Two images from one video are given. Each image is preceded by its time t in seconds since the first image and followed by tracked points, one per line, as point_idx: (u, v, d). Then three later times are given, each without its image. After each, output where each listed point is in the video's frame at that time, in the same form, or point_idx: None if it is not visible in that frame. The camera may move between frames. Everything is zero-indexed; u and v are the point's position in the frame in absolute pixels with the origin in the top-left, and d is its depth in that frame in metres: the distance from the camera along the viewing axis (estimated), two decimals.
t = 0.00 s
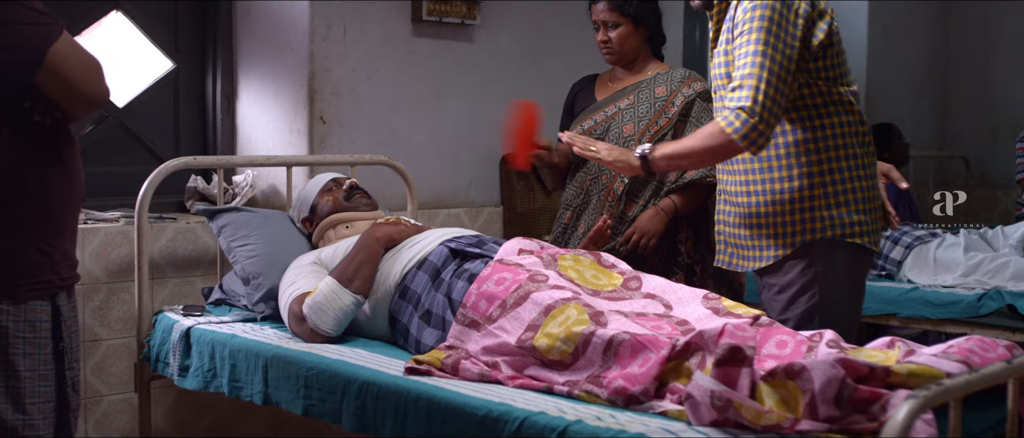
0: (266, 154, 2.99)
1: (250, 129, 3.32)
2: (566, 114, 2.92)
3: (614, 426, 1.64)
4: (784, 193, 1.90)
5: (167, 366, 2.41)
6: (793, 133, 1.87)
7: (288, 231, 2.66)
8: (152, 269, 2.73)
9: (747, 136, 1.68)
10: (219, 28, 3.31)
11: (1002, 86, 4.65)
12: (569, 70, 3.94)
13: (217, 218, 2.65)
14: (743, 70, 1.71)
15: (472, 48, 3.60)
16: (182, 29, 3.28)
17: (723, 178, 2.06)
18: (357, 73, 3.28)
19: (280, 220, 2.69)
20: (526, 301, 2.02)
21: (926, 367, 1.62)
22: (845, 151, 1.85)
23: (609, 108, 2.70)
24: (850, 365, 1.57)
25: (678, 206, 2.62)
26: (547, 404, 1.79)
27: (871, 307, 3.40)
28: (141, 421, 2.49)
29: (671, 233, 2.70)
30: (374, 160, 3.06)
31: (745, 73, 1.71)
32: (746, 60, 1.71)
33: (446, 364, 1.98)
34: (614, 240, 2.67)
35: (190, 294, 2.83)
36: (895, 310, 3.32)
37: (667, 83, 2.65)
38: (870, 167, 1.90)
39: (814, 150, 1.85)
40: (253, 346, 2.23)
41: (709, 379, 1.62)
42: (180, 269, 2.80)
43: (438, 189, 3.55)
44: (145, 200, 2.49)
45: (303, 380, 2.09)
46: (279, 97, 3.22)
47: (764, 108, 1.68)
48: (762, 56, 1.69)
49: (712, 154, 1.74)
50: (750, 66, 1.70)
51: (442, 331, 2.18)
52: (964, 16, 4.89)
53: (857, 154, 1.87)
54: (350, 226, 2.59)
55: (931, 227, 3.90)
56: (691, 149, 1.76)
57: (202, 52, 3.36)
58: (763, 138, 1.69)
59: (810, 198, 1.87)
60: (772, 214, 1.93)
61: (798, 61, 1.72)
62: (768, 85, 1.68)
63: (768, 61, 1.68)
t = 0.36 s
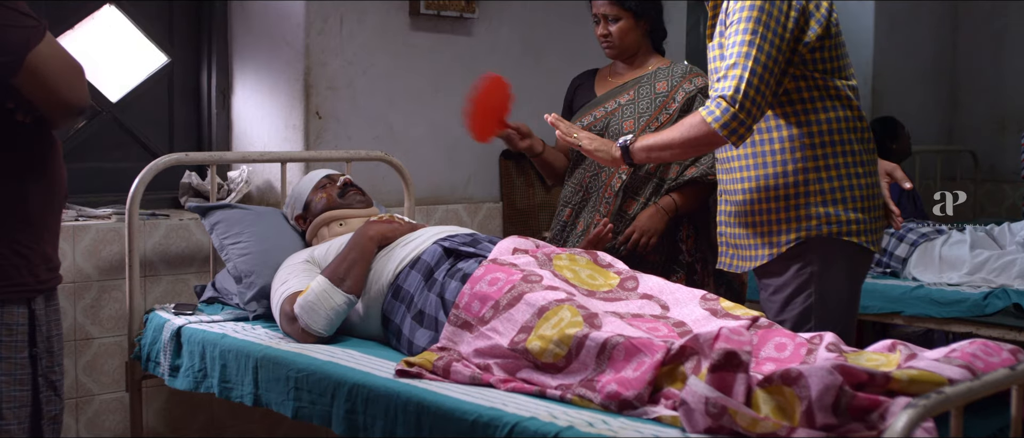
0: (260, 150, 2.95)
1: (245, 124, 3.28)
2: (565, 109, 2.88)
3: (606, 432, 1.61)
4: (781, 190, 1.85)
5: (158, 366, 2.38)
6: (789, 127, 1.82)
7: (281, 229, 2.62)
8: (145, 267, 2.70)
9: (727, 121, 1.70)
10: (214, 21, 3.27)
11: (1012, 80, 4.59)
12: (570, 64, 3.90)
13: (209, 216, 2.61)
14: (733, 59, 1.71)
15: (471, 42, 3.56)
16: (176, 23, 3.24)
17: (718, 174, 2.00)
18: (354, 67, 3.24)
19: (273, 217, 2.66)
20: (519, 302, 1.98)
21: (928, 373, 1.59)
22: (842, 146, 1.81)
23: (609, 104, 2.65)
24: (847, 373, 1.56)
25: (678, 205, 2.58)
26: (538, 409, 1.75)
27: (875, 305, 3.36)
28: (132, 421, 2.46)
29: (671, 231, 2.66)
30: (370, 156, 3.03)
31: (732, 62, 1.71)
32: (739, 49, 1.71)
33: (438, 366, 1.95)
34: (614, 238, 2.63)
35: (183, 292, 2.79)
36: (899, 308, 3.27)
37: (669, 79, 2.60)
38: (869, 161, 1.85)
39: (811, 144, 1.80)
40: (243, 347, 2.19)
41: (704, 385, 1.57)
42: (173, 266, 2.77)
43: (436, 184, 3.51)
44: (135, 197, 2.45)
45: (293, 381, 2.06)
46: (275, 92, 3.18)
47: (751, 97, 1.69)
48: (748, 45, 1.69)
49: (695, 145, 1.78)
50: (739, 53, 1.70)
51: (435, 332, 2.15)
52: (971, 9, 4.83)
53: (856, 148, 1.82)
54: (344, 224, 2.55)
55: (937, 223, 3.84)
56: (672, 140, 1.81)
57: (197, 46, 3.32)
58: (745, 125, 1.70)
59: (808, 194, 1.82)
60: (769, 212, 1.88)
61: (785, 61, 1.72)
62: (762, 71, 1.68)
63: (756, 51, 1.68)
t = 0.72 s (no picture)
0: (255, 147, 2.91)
1: (242, 120, 3.24)
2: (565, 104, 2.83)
3: None
4: (771, 188, 1.82)
5: (150, 366, 2.35)
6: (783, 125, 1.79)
7: (275, 228, 2.59)
8: (139, 266, 2.67)
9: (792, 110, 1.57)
10: (209, 16, 3.23)
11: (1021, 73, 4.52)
12: (572, 58, 3.85)
13: (202, 214, 2.58)
14: (770, 46, 1.63)
15: (471, 36, 3.52)
16: (171, 18, 3.21)
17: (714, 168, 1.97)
18: (352, 62, 3.20)
19: (267, 216, 2.63)
20: (513, 305, 1.94)
21: (931, 380, 1.56)
22: (836, 145, 1.77)
23: (608, 100, 2.60)
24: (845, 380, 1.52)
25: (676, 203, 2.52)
26: (531, 415, 1.72)
27: (881, 304, 3.32)
28: (125, 421, 2.44)
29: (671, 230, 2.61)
30: (367, 152, 2.99)
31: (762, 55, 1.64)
32: (770, 35, 1.64)
33: (430, 370, 1.91)
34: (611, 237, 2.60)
35: (177, 291, 2.77)
36: (905, 307, 3.23)
37: (668, 74, 2.54)
38: (868, 164, 1.82)
39: (803, 142, 1.77)
40: (235, 348, 2.16)
41: (698, 392, 1.53)
42: (167, 265, 2.74)
43: (435, 180, 3.48)
44: (126, 196, 2.41)
45: (284, 384, 2.02)
46: (272, 87, 3.15)
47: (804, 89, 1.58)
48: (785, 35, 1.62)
49: (768, 143, 1.60)
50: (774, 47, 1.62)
51: (428, 334, 2.11)
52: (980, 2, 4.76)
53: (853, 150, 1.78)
54: (338, 223, 2.51)
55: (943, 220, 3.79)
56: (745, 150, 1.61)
57: (193, 41, 3.28)
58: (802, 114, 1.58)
59: (799, 196, 1.78)
60: (758, 210, 1.84)
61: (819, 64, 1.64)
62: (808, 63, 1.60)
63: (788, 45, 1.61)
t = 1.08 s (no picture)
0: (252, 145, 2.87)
1: (239, 116, 3.21)
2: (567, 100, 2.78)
3: None
4: (767, 185, 1.89)
5: (142, 368, 2.32)
6: (780, 122, 1.84)
7: (269, 228, 2.56)
8: (133, 265, 2.64)
9: (852, 96, 1.59)
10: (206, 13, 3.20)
11: None
12: (575, 54, 3.80)
13: (195, 213, 2.55)
14: (797, 41, 1.65)
15: (472, 32, 3.48)
16: (168, 14, 3.18)
17: (713, 163, 2.05)
18: (350, 58, 3.16)
19: (261, 215, 2.60)
20: (507, 308, 1.90)
21: (933, 388, 1.51)
22: (832, 143, 1.83)
23: (610, 96, 2.55)
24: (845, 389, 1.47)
25: (676, 203, 2.48)
26: (523, 422, 1.68)
27: (887, 304, 3.27)
28: (118, 423, 2.41)
29: (674, 229, 2.55)
30: (365, 150, 2.94)
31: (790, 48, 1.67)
32: (791, 29, 1.66)
33: (422, 375, 1.88)
34: (609, 236, 2.54)
35: (172, 290, 2.74)
36: (912, 308, 3.18)
37: (671, 71, 2.49)
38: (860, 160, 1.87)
39: (799, 140, 1.82)
40: (226, 350, 2.13)
41: (694, 403, 1.49)
42: (162, 264, 2.71)
43: (436, 178, 3.44)
44: (118, 195, 2.38)
45: (275, 388, 1.99)
46: (270, 84, 3.11)
47: (852, 73, 1.60)
48: (813, 25, 1.64)
49: (867, 124, 1.61)
50: (804, 37, 1.64)
51: (422, 337, 2.07)
52: None
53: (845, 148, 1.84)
54: (333, 222, 2.47)
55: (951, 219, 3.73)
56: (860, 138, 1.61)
57: (190, 37, 3.24)
58: (864, 93, 1.60)
59: (793, 193, 1.85)
60: (754, 206, 1.93)
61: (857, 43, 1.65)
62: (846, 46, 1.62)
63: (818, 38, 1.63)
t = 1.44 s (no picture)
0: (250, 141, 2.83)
1: (238, 112, 3.18)
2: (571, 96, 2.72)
3: None
4: (774, 182, 1.84)
5: (135, 368, 2.29)
6: (788, 118, 1.79)
7: (265, 227, 2.52)
8: (128, 264, 2.61)
9: (864, 99, 1.66)
10: (205, 8, 3.17)
11: None
12: (581, 48, 3.75)
13: (191, 212, 2.52)
14: (809, 40, 1.69)
15: (475, 26, 3.43)
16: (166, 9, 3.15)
17: (718, 159, 2.00)
18: (351, 53, 3.11)
19: (258, 214, 2.56)
20: (503, 311, 1.85)
21: (940, 396, 1.46)
22: (841, 139, 1.79)
23: (615, 92, 2.50)
24: (849, 399, 1.43)
25: (680, 202, 2.42)
26: (517, 429, 1.63)
27: (897, 304, 3.20)
28: (112, 424, 2.38)
29: (677, 229, 2.51)
30: (365, 146, 2.90)
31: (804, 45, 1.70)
32: (803, 28, 1.69)
33: (415, 379, 1.83)
34: (612, 236, 2.49)
35: (169, 289, 2.71)
36: (922, 308, 3.12)
37: (677, 67, 2.43)
38: (870, 158, 1.82)
39: (808, 137, 1.78)
40: (219, 352, 2.09)
41: (692, 412, 1.45)
42: (157, 262, 2.68)
43: (438, 174, 3.39)
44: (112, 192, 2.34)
45: (267, 391, 1.95)
46: (269, 79, 3.07)
47: (864, 75, 1.66)
48: (825, 25, 1.67)
49: (882, 122, 1.71)
50: (816, 36, 1.68)
51: (418, 339, 2.03)
52: None
53: (854, 145, 1.80)
54: (329, 220, 2.43)
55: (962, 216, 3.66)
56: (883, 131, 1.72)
57: (188, 31, 3.22)
58: (875, 96, 1.67)
59: (801, 191, 1.79)
60: (760, 204, 1.87)
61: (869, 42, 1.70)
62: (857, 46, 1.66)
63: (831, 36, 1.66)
